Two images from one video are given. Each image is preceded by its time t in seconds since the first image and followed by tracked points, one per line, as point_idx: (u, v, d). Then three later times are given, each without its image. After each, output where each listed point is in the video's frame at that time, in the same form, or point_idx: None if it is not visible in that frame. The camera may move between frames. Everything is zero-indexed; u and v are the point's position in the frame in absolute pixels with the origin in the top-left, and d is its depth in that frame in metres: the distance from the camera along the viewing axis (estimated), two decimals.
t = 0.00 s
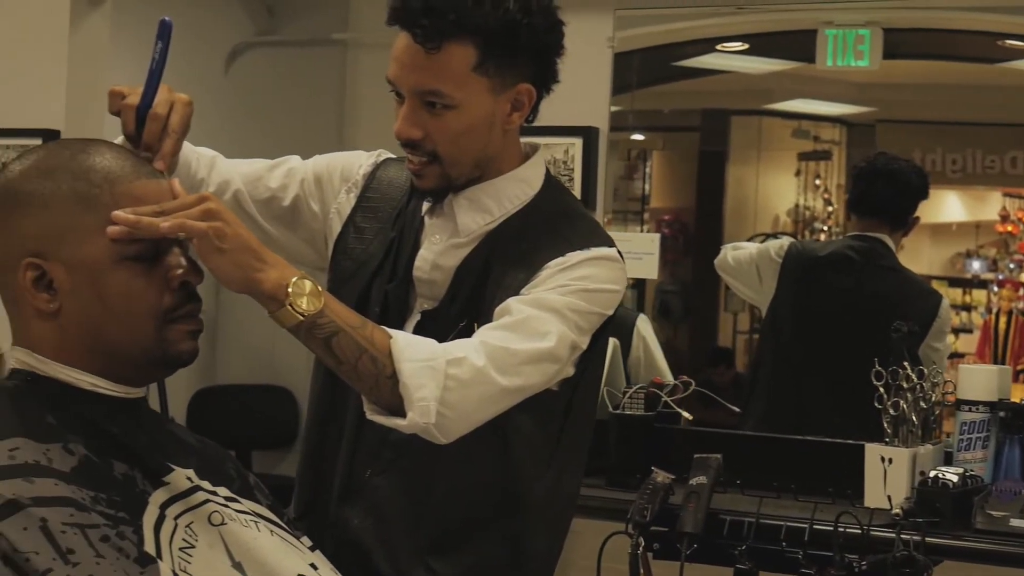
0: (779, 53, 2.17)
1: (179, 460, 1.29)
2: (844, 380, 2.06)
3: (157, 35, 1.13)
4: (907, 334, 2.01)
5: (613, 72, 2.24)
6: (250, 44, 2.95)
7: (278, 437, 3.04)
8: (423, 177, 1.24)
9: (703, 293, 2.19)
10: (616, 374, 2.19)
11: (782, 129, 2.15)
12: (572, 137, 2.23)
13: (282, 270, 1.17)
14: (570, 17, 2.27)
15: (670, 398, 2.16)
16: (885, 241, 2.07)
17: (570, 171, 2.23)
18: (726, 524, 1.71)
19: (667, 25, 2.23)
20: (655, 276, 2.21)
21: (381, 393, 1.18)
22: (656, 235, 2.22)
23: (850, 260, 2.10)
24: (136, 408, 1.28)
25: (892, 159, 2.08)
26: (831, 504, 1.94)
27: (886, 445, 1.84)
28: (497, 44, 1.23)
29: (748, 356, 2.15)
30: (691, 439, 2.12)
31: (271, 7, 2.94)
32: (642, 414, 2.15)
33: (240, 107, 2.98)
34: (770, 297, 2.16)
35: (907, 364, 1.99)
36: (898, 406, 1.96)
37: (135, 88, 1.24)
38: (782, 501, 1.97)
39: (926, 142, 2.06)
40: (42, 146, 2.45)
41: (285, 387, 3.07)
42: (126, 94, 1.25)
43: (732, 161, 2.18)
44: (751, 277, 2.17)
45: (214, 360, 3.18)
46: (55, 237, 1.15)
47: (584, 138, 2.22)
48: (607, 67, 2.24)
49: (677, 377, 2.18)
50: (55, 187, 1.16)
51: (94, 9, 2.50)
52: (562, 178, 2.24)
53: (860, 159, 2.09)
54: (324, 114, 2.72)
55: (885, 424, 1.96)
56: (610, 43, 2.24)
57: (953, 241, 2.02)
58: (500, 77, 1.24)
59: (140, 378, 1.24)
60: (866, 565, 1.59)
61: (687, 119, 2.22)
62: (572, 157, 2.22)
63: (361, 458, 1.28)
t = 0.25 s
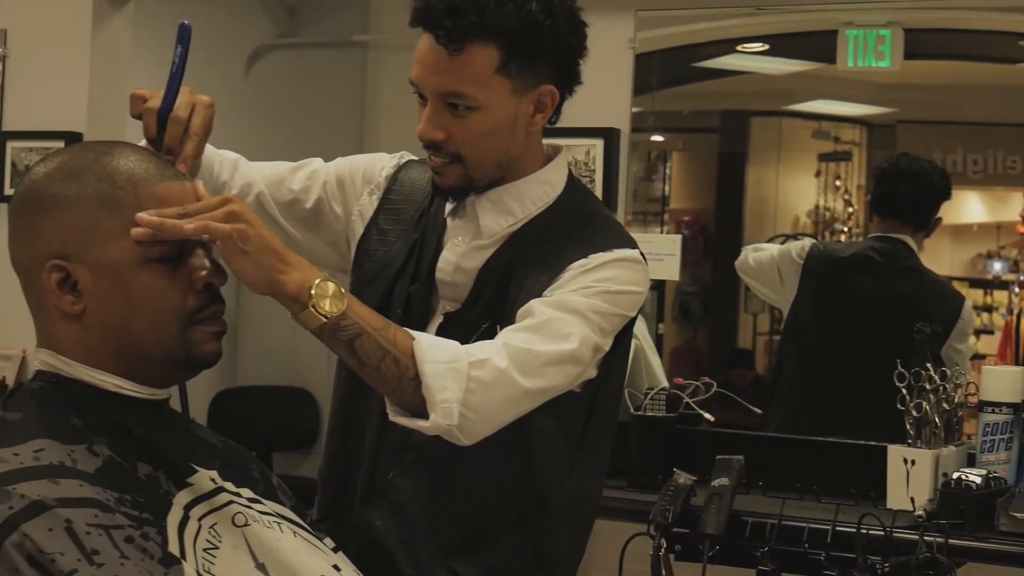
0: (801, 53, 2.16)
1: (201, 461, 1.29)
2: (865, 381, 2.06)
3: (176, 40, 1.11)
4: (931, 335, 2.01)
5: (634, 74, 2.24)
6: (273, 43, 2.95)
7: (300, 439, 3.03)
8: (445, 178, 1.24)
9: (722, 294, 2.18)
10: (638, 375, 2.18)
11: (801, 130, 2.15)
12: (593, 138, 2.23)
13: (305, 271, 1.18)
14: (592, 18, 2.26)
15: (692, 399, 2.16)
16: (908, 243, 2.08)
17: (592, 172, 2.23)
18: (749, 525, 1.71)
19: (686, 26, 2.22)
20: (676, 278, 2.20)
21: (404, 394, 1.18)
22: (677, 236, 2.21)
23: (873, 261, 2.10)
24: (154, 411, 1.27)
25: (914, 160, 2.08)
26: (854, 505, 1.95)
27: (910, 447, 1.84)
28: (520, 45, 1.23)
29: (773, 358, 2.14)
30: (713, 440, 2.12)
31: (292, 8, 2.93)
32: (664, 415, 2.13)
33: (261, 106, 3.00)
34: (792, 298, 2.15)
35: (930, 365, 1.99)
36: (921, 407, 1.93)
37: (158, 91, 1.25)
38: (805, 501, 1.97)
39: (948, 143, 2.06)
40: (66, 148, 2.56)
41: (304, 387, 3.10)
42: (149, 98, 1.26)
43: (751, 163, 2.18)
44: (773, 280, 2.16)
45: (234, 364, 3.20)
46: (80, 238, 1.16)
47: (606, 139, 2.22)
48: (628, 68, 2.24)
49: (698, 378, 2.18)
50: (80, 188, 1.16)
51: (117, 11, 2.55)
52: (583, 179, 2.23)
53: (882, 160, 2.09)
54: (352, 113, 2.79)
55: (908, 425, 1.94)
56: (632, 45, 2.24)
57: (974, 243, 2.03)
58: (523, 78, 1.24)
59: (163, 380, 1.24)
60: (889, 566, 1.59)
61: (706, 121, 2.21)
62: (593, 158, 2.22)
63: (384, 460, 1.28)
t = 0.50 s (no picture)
0: (821, 53, 2.16)
1: (221, 462, 1.30)
2: (884, 382, 2.06)
3: (203, 39, 1.14)
4: (951, 336, 2.02)
5: (653, 74, 2.23)
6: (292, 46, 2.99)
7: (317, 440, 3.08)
8: (466, 179, 1.24)
9: (739, 296, 2.20)
10: (656, 377, 2.20)
11: (820, 130, 2.16)
12: (612, 138, 2.23)
13: (326, 272, 1.18)
14: (610, 18, 2.26)
15: (710, 400, 2.15)
16: (927, 243, 2.08)
17: (610, 172, 2.23)
18: (767, 527, 1.72)
19: (705, 27, 2.22)
20: (694, 279, 2.22)
21: (423, 394, 1.18)
22: (695, 237, 2.22)
23: (892, 262, 2.10)
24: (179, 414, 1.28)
25: (933, 160, 2.08)
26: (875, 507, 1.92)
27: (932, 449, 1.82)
28: (540, 45, 1.23)
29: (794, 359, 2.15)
30: (731, 442, 2.11)
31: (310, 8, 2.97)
32: (683, 415, 2.11)
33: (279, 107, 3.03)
34: (811, 298, 2.15)
35: (951, 366, 2.00)
36: (942, 409, 1.90)
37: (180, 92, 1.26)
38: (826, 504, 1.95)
39: (967, 144, 2.07)
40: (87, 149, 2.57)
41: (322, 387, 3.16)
42: (172, 99, 1.27)
43: (770, 164, 2.19)
44: (792, 281, 2.17)
45: (251, 365, 3.23)
46: (101, 239, 1.16)
47: (625, 140, 2.22)
48: (647, 69, 2.23)
49: (718, 380, 2.18)
50: (101, 189, 1.16)
51: (136, 14, 2.59)
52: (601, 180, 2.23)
53: (901, 161, 2.10)
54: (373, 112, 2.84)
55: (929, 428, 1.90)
56: (650, 45, 2.23)
57: (993, 244, 2.04)
58: (543, 79, 1.24)
59: (184, 381, 1.25)
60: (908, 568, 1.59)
61: (724, 123, 2.23)
62: (612, 159, 2.22)
63: (404, 460, 1.28)
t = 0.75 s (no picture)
0: (841, 53, 2.21)
1: (243, 463, 1.30)
2: (904, 383, 2.07)
3: (224, 42, 1.17)
4: (972, 337, 2.01)
5: (673, 74, 2.30)
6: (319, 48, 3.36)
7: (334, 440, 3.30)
8: (487, 181, 1.25)
9: (757, 298, 2.25)
10: (676, 380, 2.24)
11: (838, 131, 2.21)
12: (632, 139, 2.29)
13: (347, 275, 1.18)
14: (631, 18, 2.34)
15: (730, 402, 2.20)
16: (947, 244, 2.09)
17: (630, 174, 2.30)
18: (788, 529, 1.71)
19: (725, 28, 2.28)
20: (714, 280, 2.27)
21: (444, 396, 1.19)
22: (715, 239, 2.28)
23: (912, 263, 2.11)
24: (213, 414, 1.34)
25: (955, 161, 2.10)
26: (895, 509, 1.86)
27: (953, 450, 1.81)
28: (560, 48, 1.23)
29: (813, 359, 2.18)
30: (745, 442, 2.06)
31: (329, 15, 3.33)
32: (701, 417, 2.16)
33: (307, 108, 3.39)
34: (830, 300, 2.19)
35: (972, 368, 1.98)
36: (963, 411, 1.90)
37: (202, 96, 1.26)
38: (846, 505, 1.89)
39: (988, 144, 2.09)
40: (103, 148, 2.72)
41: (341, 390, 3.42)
42: (193, 102, 1.27)
43: (789, 165, 2.25)
44: (812, 282, 2.21)
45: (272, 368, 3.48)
46: (124, 242, 1.16)
47: (644, 141, 2.28)
48: (666, 70, 2.30)
49: (738, 382, 2.23)
50: (123, 192, 1.17)
51: (155, 16, 2.76)
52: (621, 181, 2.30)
53: (922, 162, 2.12)
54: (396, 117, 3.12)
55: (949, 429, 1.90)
56: (669, 46, 2.30)
57: (1013, 245, 2.05)
58: (563, 81, 1.24)
59: (206, 384, 1.25)
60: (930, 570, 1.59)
61: (743, 123, 2.29)
62: (632, 159, 2.29)
63: (424, 462, 1.29)
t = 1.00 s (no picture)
0: (857, 53, 2.28)
1: (261, 465, 1.30)
2: (922, 384, 2.10)
3: (245, 44, 1.18)
4: (990, 339, 2.04)
5: (689, 76, 2.40)
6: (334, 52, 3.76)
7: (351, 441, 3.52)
8: (505, 182, 1.25)
9: (773, 300, 2.34)
10: (694, 380, 2.32)
11: (855, 132, 2.29)
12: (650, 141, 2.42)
13: (365, 276, 1.18)
14: (648, 20, 2.44)
15: (748, 403, 2.27)
16: (965, 244, 2.12)
17: (647, 175, 2.41)
18: (806, 530, 1.72)
19: (744, 28, 2.36)
20: (731, 281, 2.37)
21: (462, 398, 1.19)
22: (732, 240, 2.37)
23: (929, 263, 2.14)
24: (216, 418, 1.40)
25: (972, 161, 2.16)
26: (913, 510, 1.93)
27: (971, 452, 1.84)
28: (578, 49, 1.23)
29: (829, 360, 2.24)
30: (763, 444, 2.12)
31: (346, 19, 3.73)
32: (720, 418, 2.20)
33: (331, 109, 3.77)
34: (847, 301, 2.22)
35: (989, 369, 2.01)
36: (981, 412, 1.94)
37: (221, 98, 1.26)
38: (863, 506, 1.95)
39: (1004, 144, 2.14)
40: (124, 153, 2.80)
41: (359, 389, 3.71)
42: (212, 104, 1.27)
43: (805, 167, 2.33)
44: (830, 283, 2.26)
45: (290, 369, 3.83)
46: (144, 244, 1.16)
47: (661, 143, 2.40)
48: (683, 71, 2.41)
49: (755, 383, 2.31)
50: (142, 194, 1.17)
51: (173, 19, 2.90)
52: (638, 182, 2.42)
53: (938, 162, 2.19)
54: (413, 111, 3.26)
55: (969, 431, 1.95)
56: (687, 47, 2.40)
57: None
58: (581, 82, 1.24)
59: (225, 386, 1.25)
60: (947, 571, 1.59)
61: (761, 124, 2.37)
62: (648, 161, 2.41)
63: (442, 464, 1.29)
